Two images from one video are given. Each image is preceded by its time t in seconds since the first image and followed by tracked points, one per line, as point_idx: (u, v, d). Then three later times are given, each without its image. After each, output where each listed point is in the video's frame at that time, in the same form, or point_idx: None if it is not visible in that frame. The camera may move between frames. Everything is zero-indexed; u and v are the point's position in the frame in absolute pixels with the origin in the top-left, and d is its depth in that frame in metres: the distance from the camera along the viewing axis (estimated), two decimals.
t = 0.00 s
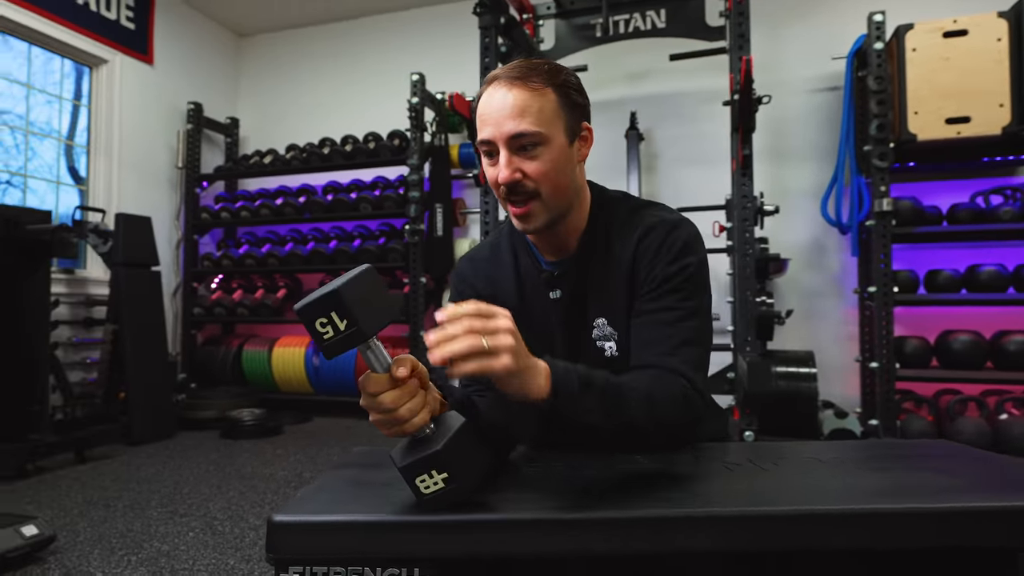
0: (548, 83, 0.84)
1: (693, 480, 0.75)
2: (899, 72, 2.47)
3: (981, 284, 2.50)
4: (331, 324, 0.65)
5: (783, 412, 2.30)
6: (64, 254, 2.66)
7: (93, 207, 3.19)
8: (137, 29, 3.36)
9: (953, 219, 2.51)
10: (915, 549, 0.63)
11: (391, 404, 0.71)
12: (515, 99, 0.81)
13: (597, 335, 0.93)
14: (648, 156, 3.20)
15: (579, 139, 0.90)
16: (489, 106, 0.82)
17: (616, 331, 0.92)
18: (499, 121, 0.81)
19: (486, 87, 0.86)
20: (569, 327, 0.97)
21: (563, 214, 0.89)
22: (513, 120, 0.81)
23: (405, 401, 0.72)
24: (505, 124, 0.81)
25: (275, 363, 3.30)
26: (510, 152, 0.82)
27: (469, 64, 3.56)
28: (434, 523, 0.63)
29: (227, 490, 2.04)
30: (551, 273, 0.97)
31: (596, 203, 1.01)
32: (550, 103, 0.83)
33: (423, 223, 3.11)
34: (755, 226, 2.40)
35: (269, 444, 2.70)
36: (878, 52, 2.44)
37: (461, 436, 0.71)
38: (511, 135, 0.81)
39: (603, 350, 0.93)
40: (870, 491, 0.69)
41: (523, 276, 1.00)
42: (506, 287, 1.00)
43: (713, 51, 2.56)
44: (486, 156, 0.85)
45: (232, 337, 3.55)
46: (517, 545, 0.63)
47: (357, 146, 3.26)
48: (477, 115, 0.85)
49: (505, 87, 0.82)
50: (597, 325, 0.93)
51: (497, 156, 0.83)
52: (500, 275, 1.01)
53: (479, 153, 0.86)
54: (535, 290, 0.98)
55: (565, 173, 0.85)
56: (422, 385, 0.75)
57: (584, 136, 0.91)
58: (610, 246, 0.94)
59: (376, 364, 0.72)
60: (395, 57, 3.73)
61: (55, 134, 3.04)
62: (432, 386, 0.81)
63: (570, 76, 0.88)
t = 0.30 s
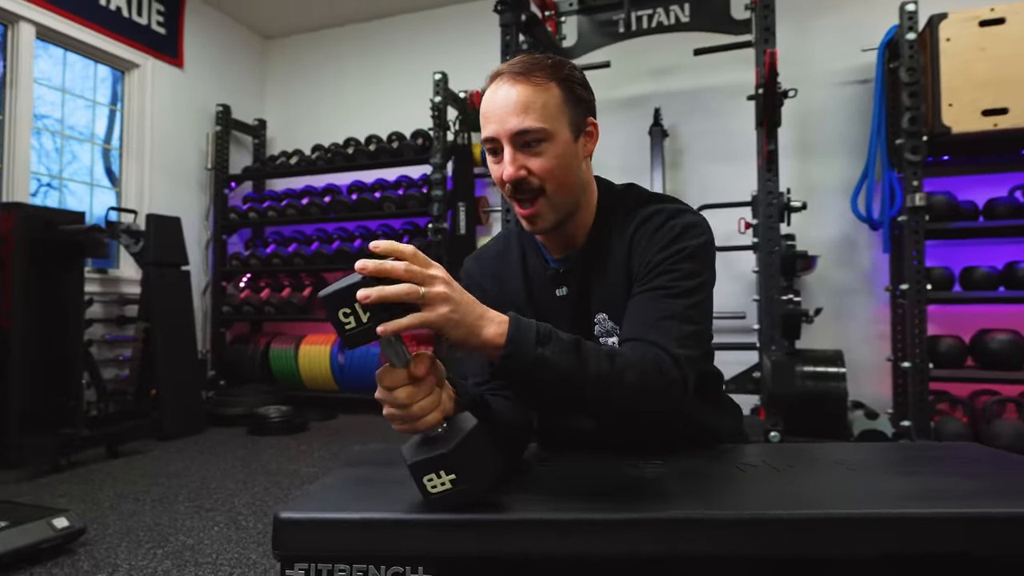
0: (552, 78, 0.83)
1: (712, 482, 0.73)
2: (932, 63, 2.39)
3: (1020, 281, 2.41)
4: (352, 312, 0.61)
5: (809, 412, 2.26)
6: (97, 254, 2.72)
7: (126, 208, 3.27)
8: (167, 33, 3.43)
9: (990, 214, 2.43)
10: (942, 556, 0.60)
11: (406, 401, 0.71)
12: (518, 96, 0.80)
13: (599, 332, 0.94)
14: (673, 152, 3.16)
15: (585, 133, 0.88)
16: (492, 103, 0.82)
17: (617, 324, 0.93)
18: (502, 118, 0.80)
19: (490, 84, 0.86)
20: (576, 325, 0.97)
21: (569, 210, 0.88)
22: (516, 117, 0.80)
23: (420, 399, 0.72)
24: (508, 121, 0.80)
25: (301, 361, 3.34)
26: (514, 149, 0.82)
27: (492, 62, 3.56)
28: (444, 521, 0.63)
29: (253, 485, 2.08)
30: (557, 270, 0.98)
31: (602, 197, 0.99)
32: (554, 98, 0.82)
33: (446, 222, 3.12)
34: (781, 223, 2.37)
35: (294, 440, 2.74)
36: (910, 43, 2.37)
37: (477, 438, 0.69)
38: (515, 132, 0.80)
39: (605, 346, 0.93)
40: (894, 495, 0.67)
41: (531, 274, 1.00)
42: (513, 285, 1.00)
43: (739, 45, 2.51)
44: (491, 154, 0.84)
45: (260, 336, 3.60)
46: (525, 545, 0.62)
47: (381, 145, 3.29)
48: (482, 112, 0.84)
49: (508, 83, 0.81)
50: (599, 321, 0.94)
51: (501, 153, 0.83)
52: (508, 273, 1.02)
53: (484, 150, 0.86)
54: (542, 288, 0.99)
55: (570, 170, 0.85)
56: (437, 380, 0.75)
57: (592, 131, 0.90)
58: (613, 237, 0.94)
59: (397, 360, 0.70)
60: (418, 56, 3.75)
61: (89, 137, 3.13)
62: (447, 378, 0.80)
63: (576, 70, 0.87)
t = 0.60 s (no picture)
0: (566, 73, 0.83)
1: (731, 485, 0.72)
2: (969, 53, 2.32)
3: None
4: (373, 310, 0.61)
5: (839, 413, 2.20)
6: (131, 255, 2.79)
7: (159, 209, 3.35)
8: (197, 38, 3.50)
9: None
10: (972, 566, 0.58)
11: (422, 402, 0.71)
12: (533, 91, 0.79)
13: (614, 331, 0.94)
14: (699, 149, 3.12)
15: (600, 130, 0.89)
16: (506, 99, 0.81)
17: (631, 324, 0.92)
18: (517, 115, 0.80)
19: (502, 78, 0.85)
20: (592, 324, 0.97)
21: (582, 207, 0.88)
22: (532, 113, 0.79)
23: (437, 400, 0.72)
24: (524, 117, 0.80)
25: (329, 359, 3.39)
26: (530, 145, 0.81)
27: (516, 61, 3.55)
28: (457, 522, 0.63)
29: (280, 482, 2.11)
30: (570, 269, 0.98)
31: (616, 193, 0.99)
32: (569, 94, 0.81)
33: (471, 221, 3.13)
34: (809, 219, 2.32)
35: (321, 438, 2.78)
36: (946, 33, 2.30)
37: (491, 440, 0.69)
38: (531, 128, 0.80)
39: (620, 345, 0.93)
40: (922, 501, 0.65)
41: (545, 274, 1.00)
42: (528, 285, 1.00)
43: (767, 39, 2.47)
44: (504, 151, 0.84)
45: (288, 334, 3.66)
46: (536, 548, 0.62)
47: (406, 145, 3.31)
48: (493, 108, 0.83)
49: (522, 79, 0.80)
50: (612, 320, 0.94)
51: (516, 150, 0.82)
52: (523, 273, 1.02)
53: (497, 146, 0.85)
54: (556, 288, 0.99)
55: (585, 165, 0.85)
56: (454, 381, 0.75)
57: (604, 127, 0.90)
58: (628, 234, 0.93)
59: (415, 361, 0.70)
60: (443, 56, 3.76)
61: (123, 141, 3.21)
62: (466, 376, 0.80)
63: (588, 65, 0.86)
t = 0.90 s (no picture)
0: (595, 71, 0.83)
1: (754, 499, 0.70)
2: (1010, 44, 2.23)
3: None
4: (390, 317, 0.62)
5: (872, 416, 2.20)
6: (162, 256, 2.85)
7: (189, 211, 3.42)
8: (226, 42, 3.56)
9: None
10: None
11: (436, 409, 0.71)
12: (566, 86, 0.79)
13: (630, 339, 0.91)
14: (727, 146, 3.07)
15: (626, 130, 0.89)
16: (535, 95, 0.80)
17: (649, 330, 0.90)
18: (550, 111, 0.79)
19: (526, 77, 0.84)
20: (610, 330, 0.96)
21: (612, 209, 0.87)
22: (565, 109, 0.79)
23: (452, 408, 0.71)
24: (557, 113, 0.79)
25: (355, 358, 3.41)
26: (563, 142, 0.80)
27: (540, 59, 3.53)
28: (471, 534, 0.62)
29: (306, 481, 2.13)
30: (589, 275, 0.96)
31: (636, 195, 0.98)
32: (600, 91, 0.81)
33: (495, 221, 3.13)
34: (840, 218, 2.26)
35: (346, 437, 2.81)
36: (985, 24, 2.22)
37: (507, 450, 0.68)
38: (564, 125, 0.79)
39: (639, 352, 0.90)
40: (954, 517, 0.62)
41: (563, 280, 0.99)
42: (544, 290, 1.00)
43: (796, 33, 2.41)
44: (533, 150, 0.82)
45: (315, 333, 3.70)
46: (550, 561, 0.61)
47: (429, 146, 3.31)
48: (519, 107, 0.82)
49: (552, 76, 0.80)
50: (631, 327, 0.92)
51: (546, 148, 0.81)
52: (539, 280, 1.01)
53: (522, 148, 0.84)
54: (574, 294, 0.98)
55: (615, 164, 0.84)
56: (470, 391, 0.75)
57: (629, 128, 0.90)
58: (650, 236, 0.91)
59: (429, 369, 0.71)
60: (467, 55, 3.76)
61: (155, 144, 3.28)
62: (482, 387, 0.79)
63: (613, 66, 0.87)
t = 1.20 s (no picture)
0: (612, 67, 0.82)
1: (763, 511, 0.68)
2: None
3: None
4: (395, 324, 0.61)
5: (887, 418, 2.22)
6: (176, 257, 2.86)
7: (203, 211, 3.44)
8: (239, 43, 3.57)
9: None
10: None
11: (440, 419, 0.69)
12: (584, 82, 0.78)
13: (643, 346, 0.91)
14: (741, 144, 3.02)
15: (640, 131, 0.88)
16: (551, 91, 0.79)
17: (662, 339, 0.90)
18: (567, 107, 0.78)
19: (539, 73, 0.83)
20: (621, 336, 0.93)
21: (627, 210, 0.85)
22: (583, 106, 0.77)
23: (457, 419, 0.70)
24: (575, 110, 0.77)
25: (367, 358, 3.42)
26: (580, 140, 0.79)
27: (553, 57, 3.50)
28: (468, 547, 0.61)
29: (317, 481, 2.14)
30: (600, 279, 0.93)
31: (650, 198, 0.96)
32: (617, 87, 0.80)
33: (507, 220, 3.11)
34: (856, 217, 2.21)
35: (358, 437, 2.81)
36: (1008, 17, 2.17)
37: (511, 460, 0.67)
38: (581, 121, 0.78)
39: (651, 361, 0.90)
40: (972, 533, 0.60)
41: (571, 283, 0.97)
42: (552, 293, 0.97)
43: (813, 28, 2.36)
44: (547, 148, 0.81)
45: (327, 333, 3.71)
46: None
47: (441, 145, 3.30)
48: (533, 103, 0.80)
49: (569, 71, 0.79)
50: (642, 334, 0.91)
51: (562, 146, 0.80)
52: (546, 282, 0.98)
53: (535, 146, 0.82)
54: (584, 298, 0.95)
55: (631, 164, 0.83)
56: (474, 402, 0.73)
57: (643, 129, 0.88)
58: (664, 240, 0.89)
59: (433, 377, 0.69)
60: (479, 54, 3.74)
61: (171, 144, 3.31)
62: (484, 394, 0.78)
63: (628, 63, 0.86)
